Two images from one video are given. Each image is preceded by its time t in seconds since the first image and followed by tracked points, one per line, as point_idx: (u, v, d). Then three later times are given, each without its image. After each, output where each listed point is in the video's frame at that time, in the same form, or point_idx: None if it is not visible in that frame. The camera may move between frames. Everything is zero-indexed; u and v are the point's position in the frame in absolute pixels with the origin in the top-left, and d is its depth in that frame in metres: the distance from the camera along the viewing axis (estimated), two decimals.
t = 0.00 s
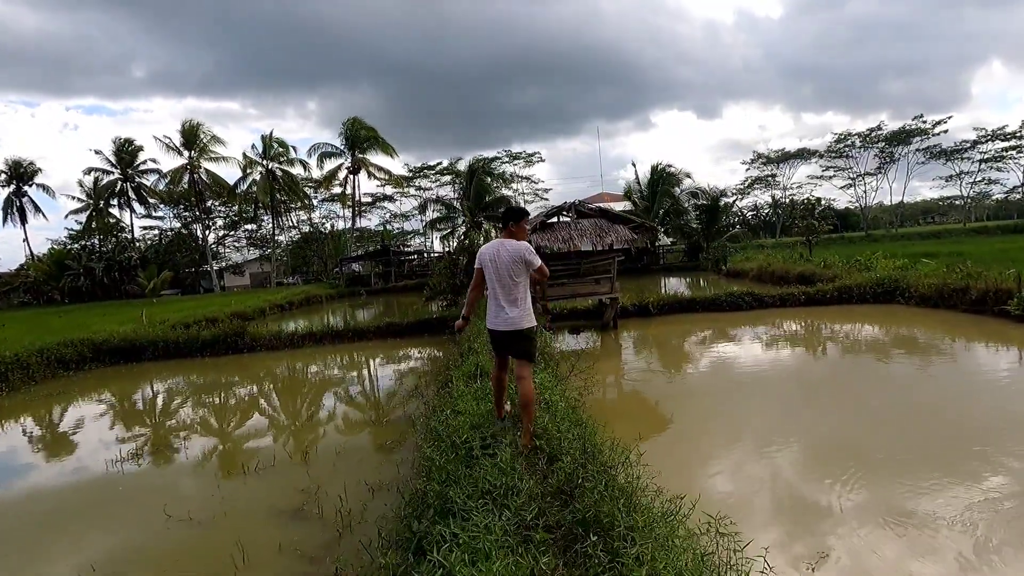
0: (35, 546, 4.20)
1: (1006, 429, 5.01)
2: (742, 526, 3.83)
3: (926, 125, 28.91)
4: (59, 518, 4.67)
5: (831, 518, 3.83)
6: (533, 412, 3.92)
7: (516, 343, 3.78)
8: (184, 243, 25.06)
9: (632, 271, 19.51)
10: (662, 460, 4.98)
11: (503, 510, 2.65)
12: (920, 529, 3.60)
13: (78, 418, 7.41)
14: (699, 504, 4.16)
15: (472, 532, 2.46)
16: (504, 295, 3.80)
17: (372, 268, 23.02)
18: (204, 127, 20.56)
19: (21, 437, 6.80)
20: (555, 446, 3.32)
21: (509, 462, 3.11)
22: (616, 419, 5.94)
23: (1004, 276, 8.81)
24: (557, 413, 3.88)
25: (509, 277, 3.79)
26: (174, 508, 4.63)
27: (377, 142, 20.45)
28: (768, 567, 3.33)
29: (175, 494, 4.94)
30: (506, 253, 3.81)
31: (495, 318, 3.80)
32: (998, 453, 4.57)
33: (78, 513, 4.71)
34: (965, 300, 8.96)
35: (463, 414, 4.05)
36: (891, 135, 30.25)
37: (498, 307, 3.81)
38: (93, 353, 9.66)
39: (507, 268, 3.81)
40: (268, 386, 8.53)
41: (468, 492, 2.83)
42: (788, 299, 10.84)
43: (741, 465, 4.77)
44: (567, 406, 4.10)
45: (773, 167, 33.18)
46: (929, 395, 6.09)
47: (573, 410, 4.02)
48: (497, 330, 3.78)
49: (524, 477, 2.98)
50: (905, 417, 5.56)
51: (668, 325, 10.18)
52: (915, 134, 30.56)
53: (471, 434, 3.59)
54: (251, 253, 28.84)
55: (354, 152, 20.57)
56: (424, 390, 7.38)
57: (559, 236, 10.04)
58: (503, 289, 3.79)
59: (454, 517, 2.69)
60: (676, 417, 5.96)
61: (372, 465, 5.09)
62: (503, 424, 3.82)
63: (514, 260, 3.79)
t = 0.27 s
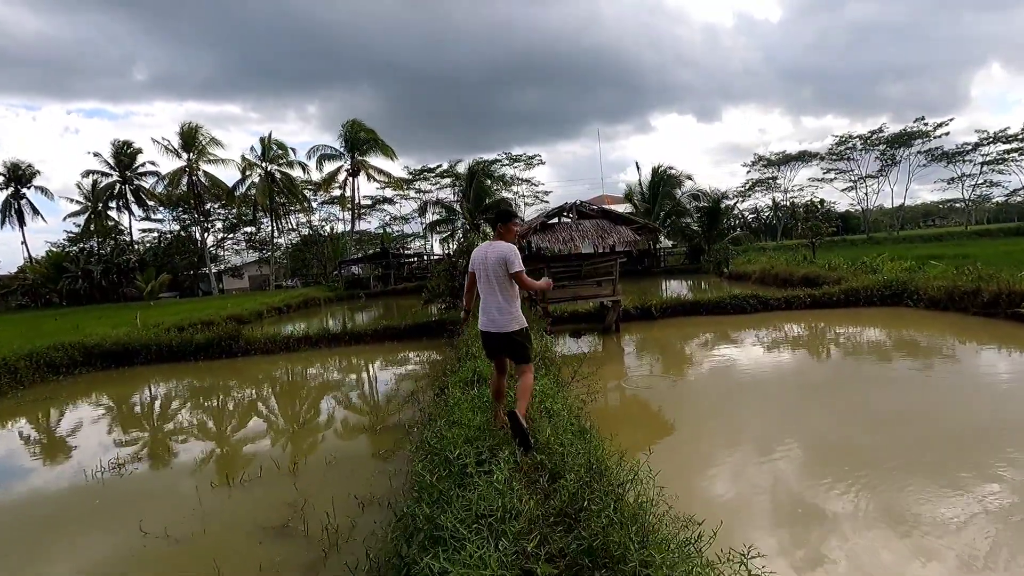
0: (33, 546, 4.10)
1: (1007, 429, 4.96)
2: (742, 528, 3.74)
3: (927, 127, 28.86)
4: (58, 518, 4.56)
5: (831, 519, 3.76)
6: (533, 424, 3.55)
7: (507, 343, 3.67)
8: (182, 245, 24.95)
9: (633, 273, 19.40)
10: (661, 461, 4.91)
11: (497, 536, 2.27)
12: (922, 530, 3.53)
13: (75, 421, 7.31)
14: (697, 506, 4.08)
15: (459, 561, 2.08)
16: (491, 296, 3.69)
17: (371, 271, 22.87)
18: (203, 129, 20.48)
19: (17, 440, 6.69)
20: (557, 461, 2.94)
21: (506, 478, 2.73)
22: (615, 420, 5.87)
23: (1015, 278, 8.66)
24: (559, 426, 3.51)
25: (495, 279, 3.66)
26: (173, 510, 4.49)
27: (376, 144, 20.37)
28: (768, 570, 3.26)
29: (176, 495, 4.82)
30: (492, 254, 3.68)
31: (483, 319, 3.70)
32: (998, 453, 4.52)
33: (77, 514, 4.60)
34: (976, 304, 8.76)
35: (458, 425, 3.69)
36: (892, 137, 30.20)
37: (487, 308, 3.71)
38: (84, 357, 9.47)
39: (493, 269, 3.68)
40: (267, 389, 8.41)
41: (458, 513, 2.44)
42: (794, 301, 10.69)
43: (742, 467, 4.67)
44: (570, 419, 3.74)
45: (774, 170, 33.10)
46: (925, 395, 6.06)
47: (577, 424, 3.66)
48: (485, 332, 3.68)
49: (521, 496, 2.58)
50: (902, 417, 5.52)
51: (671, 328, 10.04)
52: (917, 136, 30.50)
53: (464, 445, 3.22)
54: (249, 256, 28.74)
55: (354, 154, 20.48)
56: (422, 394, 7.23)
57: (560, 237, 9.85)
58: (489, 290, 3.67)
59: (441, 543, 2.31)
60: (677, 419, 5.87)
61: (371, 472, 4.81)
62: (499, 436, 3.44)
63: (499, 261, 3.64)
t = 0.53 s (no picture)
0: (35, 547, 4.09)
1: (1012, 429, 4.85)
2: (742, 527, 3.66)
3: (929, 127, 28.70)
4: (60, 518, 4.55)
5: (836, 518, 3.67)
6: (533, 441, 3.26)
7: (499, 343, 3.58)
8: (181, 247, 24.81)
9: (634, 275, 19.26)
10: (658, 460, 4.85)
11: None
12: (928, 528, 3.45)
13: (72, 424, 7.21)
14: (697, 506, 3.99)
15: None
16: (488, 295, 3.60)
17: (370, 273, 22.73)
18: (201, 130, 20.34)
19: (13, 444, 6.58)
20: (561, 489, 2.67)
21: (504, 512, 2.46)
22: (614, 420, 5.86)
23: None
24: (562, 442, 3.23)
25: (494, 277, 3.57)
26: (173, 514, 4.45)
27: (375, 144, 20.23)
28: (772, 570, 3.18)
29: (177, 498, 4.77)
30: (492, 252, 3.61)
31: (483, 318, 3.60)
32: (1004, 452, 4.42)
33: (79, 514, 4.58)
34: (990, 306, 8.57)
35: (450, 440, 3.39)
36: (894, 137, 30.06)
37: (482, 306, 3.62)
38: (75, 362, 9.28)
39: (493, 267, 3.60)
40: (266, 392, 8.28)
41: (450, 557, 2.18)
42: (800, 304, 10.55)
43: (743, 469, 4.56)
44: (575, 433, 3.45)
45: (776, 170, 32.96)
46: (926, 395, 5.95)
47: (582, 439, 3.37)
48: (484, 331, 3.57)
49: (521, 535, 2.33)
50: (902, 416, 5.42)
51: (674, 331, 9.91)
52: (919, 137, 30.35)
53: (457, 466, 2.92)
54: (248, 257, 28.62)
55: (353, 155, 20.37)
56: (422, 398, 7.06)
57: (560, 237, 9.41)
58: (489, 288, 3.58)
59: None
60: (678, 421, 5.77)
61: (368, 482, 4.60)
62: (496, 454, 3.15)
63: (498, 259, 3.56)
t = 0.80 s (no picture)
0: (40, 544, 4.07)
1: (1013, 430, 4.84)
2: (745, 528, 3.70)
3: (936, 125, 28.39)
4: (66, 514, 4.55)
5: (839, 521, 3.68)
6: (542, 454, 3.01)
7: (507, 348, 3.56)
8: (183, 247, 24.78)
9: (638, 274, 19.16)
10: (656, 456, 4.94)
11: None
12: (930, 530, 3.47)
13: (76, 424, 7.17)
14: (699, 504, 4.05)
15: None
16: (497, 300, 3.56)
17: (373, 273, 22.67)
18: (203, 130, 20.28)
19: (17, 444, 6.54)
20: (572, 514, 2.45)
21: (510, 542, 2.21)
22: (619, 420, 5.85)
23: None
24: (572, 457, 3.00)
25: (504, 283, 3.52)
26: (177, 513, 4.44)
27: (377, 143, 20.09)
28: (774, 573, 3.18)
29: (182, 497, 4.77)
30: (502, 257, 3.55)
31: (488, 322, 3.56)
32: (1003, 455, 4.42)
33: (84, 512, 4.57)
34: (1008, 307, 8.37)
35: (452, 452, 3.13)
36: (900, 136, 29.78)
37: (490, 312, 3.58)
38: (72, 364, 9.17)
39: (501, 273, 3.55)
40: (270, 392, 8.19)
41: None
42: (811, 304, 10.40)
43: (746, 470, 4.55)
44: (586, 447, 3.24)
45: (781, 169, 32.70)
46: (927, 396, 5.93)
47: (594, 455, 3.15)
48: (490, 336, 3.54)
49: (529, 568, 2.09)
50: (900, 417, 5.42)
51: (680, 332, 9.81)
52: (926, 135, 30.06)
53: (457, 482, 2.65)
54: (251, 257, 28.59)
55: (355, 155, 20.27)
56: (426, 397, 7.04)
57: (564, 237, 9.23)
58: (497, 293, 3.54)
59: None
60: (680, 421, 5.78)
61: (367, 491, 4.49)
62: (501, 470, 2.89)
63: (509, 265, 3.52)
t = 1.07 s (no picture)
0: (32, 546, 3.97)
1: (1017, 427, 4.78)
2: (747, 529, 3.62)
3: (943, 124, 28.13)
4: (53, 519, 4.38)
5: (842, 520, 3.61)
6: (547, 477, 2.64)
7: (514, 346, 3.47)
8: (185, 248, 24.73)
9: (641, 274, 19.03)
10: (657, 457, 4.85)
11: None
12: (936, 530, 3.39)
13: (79, 425, 7.13)
14: (702, 504, 3.98)
15: None
16: (506, 298, 3.45)
17: (375, 273, 22.58)
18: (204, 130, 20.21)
19: (18, 444, 6.52)
20: (585, 554, 2.01)
21: None
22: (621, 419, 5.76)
23: None
24: (583, 482, 2.60)
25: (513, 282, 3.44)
26: (166, 516, 4.26)
27: (380, 144, 19.99)
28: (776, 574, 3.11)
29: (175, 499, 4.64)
30: (508, 253, 3.44)
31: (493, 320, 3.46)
32: (1006, 451, 4.36)
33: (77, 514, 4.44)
34: None
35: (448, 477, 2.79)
36: (906, 134, 29.53)
37: (499, 309, 3.46)
38: (66, 367, 9.06)
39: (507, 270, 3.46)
40: (272, 393, 8.10)
41: None
42: (822, 305, 10.22)
43: (749, 469, 4.47)
44: (596, 463, 2.89)
45: (785, 168, 32.47)
46: (936, 395, 5.79)
47: (606, 472, 2.79)
48: (498, 334, 3.45)
49: None
50: (909, 417, 5.28)
51: (686, 333, 9.63)
52: (931, 133, 29.81)
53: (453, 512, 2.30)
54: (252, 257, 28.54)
55: (356, 154, 20.17)
56: (430, 397, 6.95)
57: (568, 237, 9.10)
58: (503, 291, 3.44)
59: None
60: (683, 420, 5.70)
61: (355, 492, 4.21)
62: (503, 495, 2.53)
63: (517, 262, 3.44)
